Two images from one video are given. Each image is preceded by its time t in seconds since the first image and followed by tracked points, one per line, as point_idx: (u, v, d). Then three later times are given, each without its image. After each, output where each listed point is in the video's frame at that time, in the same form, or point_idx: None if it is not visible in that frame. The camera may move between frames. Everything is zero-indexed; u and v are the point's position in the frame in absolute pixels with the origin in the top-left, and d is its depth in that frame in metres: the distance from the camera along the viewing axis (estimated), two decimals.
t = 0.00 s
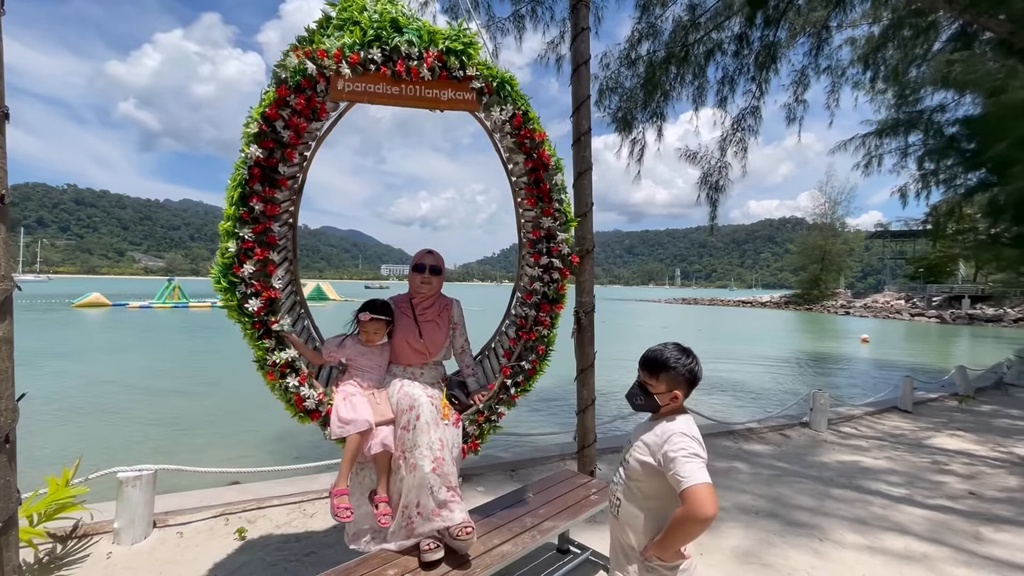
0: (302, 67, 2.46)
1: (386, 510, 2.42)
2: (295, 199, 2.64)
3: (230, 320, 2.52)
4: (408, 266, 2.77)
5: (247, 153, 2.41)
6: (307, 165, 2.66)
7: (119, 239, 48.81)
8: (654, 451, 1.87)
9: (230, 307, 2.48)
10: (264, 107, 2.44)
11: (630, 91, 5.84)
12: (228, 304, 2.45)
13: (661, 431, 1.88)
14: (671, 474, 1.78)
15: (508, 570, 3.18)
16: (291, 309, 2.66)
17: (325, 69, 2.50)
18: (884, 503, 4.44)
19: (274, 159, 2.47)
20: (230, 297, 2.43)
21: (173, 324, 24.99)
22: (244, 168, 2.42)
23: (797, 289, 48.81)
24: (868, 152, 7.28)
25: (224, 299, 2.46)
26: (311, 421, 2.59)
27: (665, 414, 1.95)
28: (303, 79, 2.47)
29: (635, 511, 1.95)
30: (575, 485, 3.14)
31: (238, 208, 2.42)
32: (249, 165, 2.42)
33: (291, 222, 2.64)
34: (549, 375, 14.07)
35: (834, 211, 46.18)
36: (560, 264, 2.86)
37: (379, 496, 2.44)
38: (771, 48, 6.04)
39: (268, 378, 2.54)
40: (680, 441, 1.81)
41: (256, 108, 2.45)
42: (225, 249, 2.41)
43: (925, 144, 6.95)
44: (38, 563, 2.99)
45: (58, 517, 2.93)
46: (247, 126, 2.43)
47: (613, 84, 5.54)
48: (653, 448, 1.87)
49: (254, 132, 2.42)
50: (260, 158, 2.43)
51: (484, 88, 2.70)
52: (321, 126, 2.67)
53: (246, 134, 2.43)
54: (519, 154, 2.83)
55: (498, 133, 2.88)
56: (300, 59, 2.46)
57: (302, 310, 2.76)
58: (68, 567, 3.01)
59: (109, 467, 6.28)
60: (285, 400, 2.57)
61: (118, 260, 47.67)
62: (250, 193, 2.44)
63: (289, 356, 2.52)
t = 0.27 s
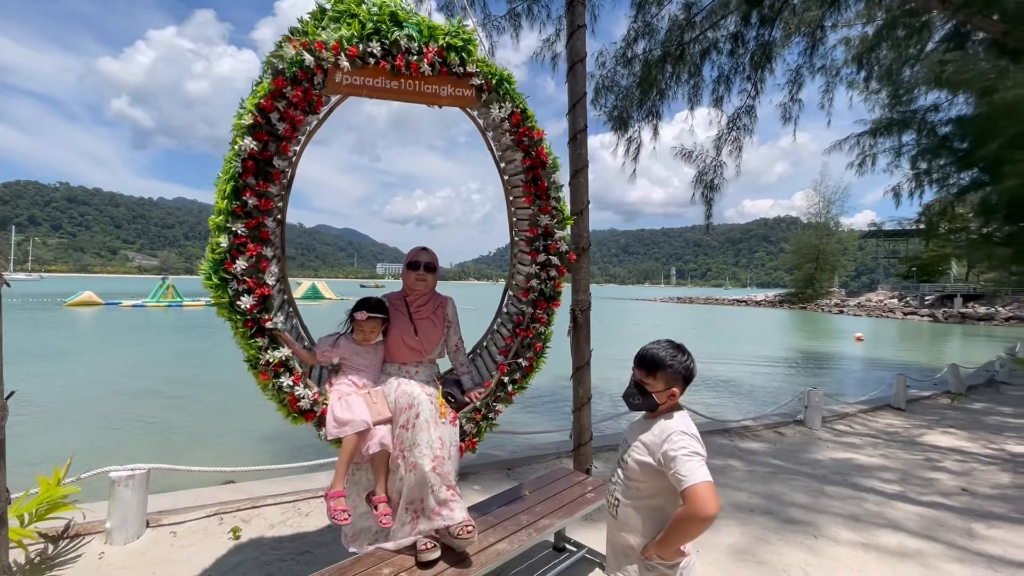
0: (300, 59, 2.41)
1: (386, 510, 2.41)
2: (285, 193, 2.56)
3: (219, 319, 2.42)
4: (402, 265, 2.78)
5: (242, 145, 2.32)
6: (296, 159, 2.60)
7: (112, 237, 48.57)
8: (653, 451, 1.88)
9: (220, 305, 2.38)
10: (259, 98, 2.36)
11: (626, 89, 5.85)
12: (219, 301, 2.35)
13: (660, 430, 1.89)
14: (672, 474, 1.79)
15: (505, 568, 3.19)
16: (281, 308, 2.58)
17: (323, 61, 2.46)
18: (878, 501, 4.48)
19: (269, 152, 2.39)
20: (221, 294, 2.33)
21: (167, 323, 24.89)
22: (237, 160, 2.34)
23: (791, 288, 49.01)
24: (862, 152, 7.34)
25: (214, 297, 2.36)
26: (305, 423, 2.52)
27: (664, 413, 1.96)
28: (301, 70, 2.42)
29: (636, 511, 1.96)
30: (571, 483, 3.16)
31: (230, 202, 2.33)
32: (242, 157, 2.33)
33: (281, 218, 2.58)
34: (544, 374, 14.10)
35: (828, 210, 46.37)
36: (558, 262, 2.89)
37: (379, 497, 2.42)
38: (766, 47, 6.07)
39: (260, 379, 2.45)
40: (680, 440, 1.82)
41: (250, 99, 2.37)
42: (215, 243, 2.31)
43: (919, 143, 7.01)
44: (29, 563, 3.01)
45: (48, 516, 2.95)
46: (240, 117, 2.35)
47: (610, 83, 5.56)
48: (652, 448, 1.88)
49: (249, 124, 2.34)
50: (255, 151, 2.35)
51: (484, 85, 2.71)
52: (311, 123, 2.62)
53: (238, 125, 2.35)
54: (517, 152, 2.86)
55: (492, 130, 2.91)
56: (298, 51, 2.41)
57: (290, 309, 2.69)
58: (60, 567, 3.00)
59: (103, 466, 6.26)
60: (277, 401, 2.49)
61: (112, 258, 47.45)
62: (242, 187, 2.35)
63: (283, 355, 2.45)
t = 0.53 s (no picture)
0: (299, 51, 2.33)
1: (381, 514, 2.36)
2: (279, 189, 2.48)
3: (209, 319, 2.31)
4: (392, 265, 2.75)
5: (238, 138, 2.23)
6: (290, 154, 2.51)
7: (106, 235, 48.35)
8: (651, 451, 1.87)
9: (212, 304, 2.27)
10: (256, 91, 2.27)
11: (621, 88, 5.86)
12: (211, 301, 2.25)
13: (659, 431, 1.89)
14: (670, 475, 1.79)
15: (499, 567, 3.20)
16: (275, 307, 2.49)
17: (323, 55, 2.39)
18: (871, 498, 4.51)
19: (265, 147, 2.30)
20: (214, 293, 2.23)
21: (162, 322, 24.81)
22: (232, 155, 2.24)
23: (786, 287, 49.21)
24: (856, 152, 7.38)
25: (206, 296, 2.25)
26: (301, 427, 2.44)
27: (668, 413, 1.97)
28: (300, 63, 2.34)
29: (632, 512, 1.96)
30: (566, 482, 3.17)
31: (225, 197, 2.23)
32: (238, 151, 2.24)
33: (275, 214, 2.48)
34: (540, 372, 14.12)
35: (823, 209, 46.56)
36: (556, 260, 2.94)
37: (375, 500, 2.39)
38: (761, 47, 6.09)
39: (255, 382, 2.36)
40: (678, 441, 1.82)
41: (245, 91, 2.27)
42: (209, 241, 2.21)
43: (912, 143, 7.05)
44: (21, 564, 2.96)
45: (39, 518, 2.84)
46: (237, 110, 2.25)
47: (605, 82, 5.56)
48: (650, 448, 1.88)
49: (246, 117, 2.25)
50: (251, 145, 2.26)
51: (485, 85, 2.73)
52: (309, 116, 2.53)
53: (235, 117, 2.25)
54: (516, 152, 2.89)
55: (485, 130, 2.96)
56: (297, 43, 2.33)
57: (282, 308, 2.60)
58: (52, 568, 3.00)
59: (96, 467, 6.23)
60: (272, 404, 2.41)
61: (106, 257, 47.23)
62: (238, 182, 2.25)
63: (279, 356, 2.36)
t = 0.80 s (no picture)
0: (302, 44, 2.26)
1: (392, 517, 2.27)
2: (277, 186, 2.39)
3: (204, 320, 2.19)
4: (381, 265, 2.72)
5: (237, 130, 2.15)
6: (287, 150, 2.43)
7: (98, 234, 47.99)
8: (655, 458, 1.82)
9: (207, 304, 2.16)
10: (256, 82, 2.20)
11: (617, 87, 5.87)
12: (208, 300, 2.14)
13: (660, 437, 1.84)
14: (676, 481, 1.74)
15: (494, 566, 3.20)
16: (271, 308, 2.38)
17: (326, 48, 2.32)
18: (864, 496, 4.54)
19: (265, 140, 2.22)
20: (211, 292, 2.12)
21: (156, 321, 24.72)
22: (230, 148, 2.16)
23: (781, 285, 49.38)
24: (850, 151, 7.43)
25: (202, 296, 2.14)
26: (302, 431, 2.33)
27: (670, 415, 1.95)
28: (302, 56, 2.28)
29: (636, 517, 1.92)
30: (561, 481, 3.17)
31: (224, 191, 2.14)
32: (237, 144, 2.16)
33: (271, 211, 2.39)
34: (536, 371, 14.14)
35: (818, 209, 46.72)
36: (554, 258, 2.97)
37: (383, 502, 2.32)
38: (756, 47, 6.11)
39: (253, 385, 2.22)
40: (683, 446, 1.77)
41: (245, 82, 2.20)
42: (205, 237, 2.10)
43: (906, 143, 7.09)
44: (12, 565, 2.95)
45: (29, 519, 2.82)
46: (236, 102, 2.17)
47: (601, 81, 5.57)
48: (654, 454, 1.83)
49: (246, 108, 2.17)
50: (250, 138, 2.17)
51: (488, 83, 2.73)
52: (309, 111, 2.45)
53: (233, 109, 2.17)
54: (515, 151, 2.90)
55: (477, 129, 2.98)
56: (301, 35, 2.27)
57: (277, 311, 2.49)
58: (44, 568, 2.99)
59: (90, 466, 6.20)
60: (270, 409, 2.27)
61: (99, 255, 46.87)
62: (236, 176, 2.17)
63: (279, 358, 2.25)
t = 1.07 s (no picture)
0: (310, 36, 2.18)
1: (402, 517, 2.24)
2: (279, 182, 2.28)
3: (204, 322, 2.06)
4: (379, 262, 2.73)
5: (243, 123, 2.03)
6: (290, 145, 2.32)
7: (94, 233, 47.78)
8: (659, 468, 1.76)
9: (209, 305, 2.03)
10: (262, 74, 2.09)
11: (614, 86, 5.87)
12: (210, 301, 2.00)
13: (664, 446, 1.78)
14: (682, 492, 1.67)
15: (490, 566, 3.20)
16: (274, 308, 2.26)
17: (334, 42, 2.25)
18: (859, 494, 4.56)
19: (271, 134, 2.11)
20: (214, 292, 2.00)
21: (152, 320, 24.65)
22: (235, 141, 2.04)
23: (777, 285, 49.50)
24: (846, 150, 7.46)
25: (204, 296, 2.01)
26: (308, 434, 2.24)
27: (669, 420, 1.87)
28: (308, 49, 2.19)
29: (637, 528, 1.86)
30: (557, 480, 3.18)
31: (228, 187, 2.02)
32: (242, 137, 2.04)
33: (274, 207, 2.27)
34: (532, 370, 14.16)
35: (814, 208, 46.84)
36: (553, 255, 2.97)
37: (392, 504, 2.26)
38: (752, 46, 6.12)
39: (258, 389, 2.11)
40: (688, 456, 1.71)
41: (249, 74, 2.09)
42: (209, 234, 1.98)
43: (901, 143, 7.11)
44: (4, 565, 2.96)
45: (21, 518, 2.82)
46: (241, 94, 2.06)
47: (598, 80, 5.57)
48: (658, 462, 1.76)
49: (251, 101, 2.06)
50: (256, 131, 2.06)
51: (491, 83, 2.73)
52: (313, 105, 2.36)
53: (238, 101, 2.06)
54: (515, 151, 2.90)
55: (468, 129, 3.04)
56: (309, 28, 2.19)
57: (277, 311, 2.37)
58: (37, 569, 2.99)
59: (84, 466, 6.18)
60: (275, 413, 2.18)
61: (95, 254, 46.67)
62: (241, 171, 2.05)
63: (285, 359, 2.15)
